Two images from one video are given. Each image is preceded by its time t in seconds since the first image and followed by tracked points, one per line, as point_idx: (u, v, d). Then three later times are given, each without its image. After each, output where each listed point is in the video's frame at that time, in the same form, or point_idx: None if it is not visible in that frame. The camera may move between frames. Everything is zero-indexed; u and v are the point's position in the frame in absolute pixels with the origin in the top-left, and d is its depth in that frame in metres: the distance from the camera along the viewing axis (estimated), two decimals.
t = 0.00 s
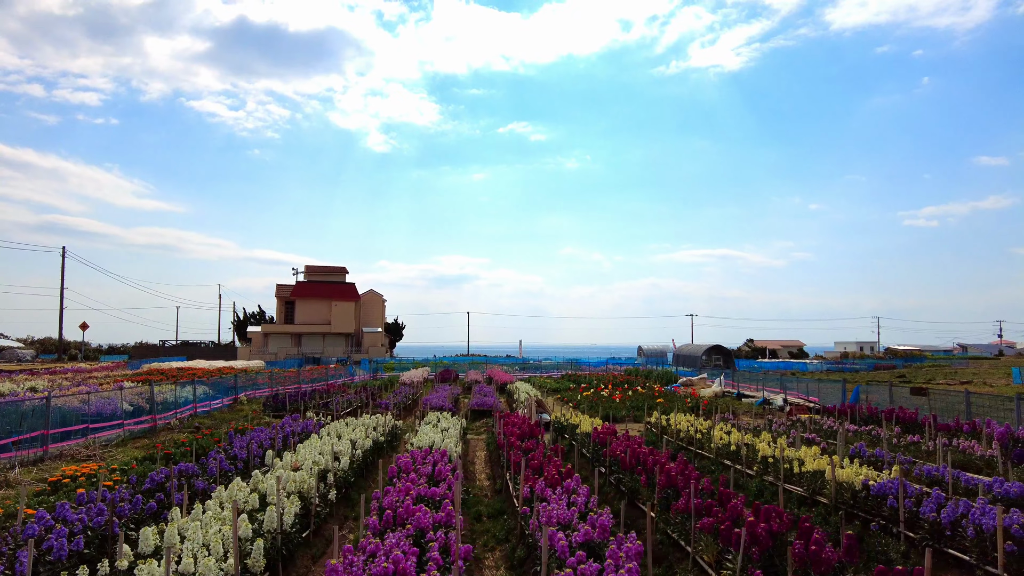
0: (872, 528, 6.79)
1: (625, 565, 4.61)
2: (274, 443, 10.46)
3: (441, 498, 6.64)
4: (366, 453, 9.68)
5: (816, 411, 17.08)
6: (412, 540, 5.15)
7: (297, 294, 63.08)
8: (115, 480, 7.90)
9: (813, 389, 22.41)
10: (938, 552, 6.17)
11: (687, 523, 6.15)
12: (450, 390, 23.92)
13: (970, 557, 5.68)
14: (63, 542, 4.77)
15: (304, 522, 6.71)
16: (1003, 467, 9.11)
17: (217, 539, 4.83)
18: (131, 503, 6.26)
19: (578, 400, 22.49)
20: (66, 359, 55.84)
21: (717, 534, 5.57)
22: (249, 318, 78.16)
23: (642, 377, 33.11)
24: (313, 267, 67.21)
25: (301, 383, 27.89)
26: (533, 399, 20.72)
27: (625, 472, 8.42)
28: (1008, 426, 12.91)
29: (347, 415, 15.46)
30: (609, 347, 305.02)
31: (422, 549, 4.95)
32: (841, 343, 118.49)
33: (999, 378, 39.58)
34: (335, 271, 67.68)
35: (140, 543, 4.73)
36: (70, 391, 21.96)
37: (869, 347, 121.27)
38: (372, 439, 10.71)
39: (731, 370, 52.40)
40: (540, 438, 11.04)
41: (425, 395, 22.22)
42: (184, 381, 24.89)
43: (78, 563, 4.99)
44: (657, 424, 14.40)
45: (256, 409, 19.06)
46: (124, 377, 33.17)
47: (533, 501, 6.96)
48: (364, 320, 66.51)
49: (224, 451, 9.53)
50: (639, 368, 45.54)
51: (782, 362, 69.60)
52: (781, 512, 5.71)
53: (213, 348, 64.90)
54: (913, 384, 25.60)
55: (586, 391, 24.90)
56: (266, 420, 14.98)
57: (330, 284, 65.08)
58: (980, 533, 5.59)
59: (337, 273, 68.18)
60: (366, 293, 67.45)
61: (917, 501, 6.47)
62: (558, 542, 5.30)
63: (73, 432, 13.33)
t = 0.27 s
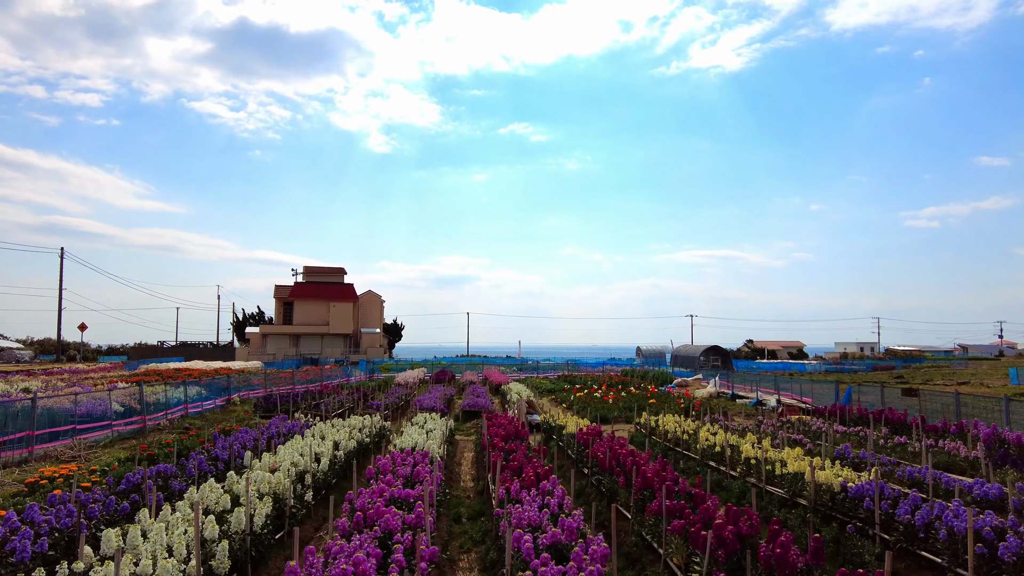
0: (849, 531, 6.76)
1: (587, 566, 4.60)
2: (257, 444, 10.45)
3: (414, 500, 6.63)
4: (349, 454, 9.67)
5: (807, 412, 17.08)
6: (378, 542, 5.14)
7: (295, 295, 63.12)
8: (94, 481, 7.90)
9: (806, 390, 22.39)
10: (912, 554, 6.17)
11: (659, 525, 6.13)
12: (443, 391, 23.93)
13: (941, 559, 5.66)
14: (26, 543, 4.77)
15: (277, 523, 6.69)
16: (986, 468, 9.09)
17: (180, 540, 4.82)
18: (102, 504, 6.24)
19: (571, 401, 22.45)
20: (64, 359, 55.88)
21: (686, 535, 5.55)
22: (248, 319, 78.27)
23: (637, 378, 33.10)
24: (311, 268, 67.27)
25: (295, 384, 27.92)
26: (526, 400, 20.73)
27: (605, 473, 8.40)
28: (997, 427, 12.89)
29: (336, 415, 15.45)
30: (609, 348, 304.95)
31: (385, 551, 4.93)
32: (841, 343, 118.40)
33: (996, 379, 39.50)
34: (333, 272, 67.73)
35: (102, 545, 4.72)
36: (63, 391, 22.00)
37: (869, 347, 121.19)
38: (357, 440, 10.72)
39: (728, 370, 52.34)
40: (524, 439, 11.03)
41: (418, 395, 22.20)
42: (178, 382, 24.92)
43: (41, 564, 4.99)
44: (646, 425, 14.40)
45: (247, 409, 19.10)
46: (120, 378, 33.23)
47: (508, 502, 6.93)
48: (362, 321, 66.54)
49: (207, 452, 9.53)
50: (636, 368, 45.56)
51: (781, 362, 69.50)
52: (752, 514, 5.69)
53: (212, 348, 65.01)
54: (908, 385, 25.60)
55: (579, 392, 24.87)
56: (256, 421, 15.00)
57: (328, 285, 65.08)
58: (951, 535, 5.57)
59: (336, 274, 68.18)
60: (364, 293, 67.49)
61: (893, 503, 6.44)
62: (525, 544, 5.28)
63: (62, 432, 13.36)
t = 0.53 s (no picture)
0: (825, 531, 6.71)
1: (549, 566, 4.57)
2: (239, 443, 10.41)
3: (386, 499, 6.60)
4: (331, 453, 9.64)
5: (798, 412, 17.02)
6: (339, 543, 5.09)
7: (292, 295, 63.10)
8: (70, 479, 7.86)
9: (799, 389, 22.36)
10: (885, 554, 6.13)
11: (631, 524, 6.09)
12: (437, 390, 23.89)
13: (913, 559, 5.61)
14: None
15: (249, 523, 6.66)
16: (969, 468, 9.04)
17: (141, 539, 4.79)
18: (71, 502, 6.21)
19: (564, 400, 22.39)
20: (62, 359, 55.89)
21: (655, 534, 5.50)
22: (247, 319, 78.29)
23: (633, 378, 33.02)
24: (309, 268, 67.30)
25: (289, 383, 27.87)
26: (518, 400, 20.70)
27: (584, 472, 8.36)
28: (985, 427, 12.83)
29: (325, 415, 15.41)
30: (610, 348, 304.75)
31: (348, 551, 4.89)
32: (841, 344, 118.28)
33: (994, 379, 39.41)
34: (331, 272, 67.75)
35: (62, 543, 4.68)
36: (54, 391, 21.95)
37: (869, 347, 121.09)
38: (340, 439, 10.69)
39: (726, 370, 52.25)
40: (509, 439, 10.97)
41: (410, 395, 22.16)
42: (171, 381, 24.88)
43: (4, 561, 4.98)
44: (635, 424, 14.34)
45: (238, 409, 19.05)
46: (115, 377, 33.21)
47: (482, 501, 6.91)
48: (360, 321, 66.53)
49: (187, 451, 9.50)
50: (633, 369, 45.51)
51: (779, 362, 69.39)
52: (722, 514, 5.65)
53: (209, 349, 64.98)
54: (902, 385, 25.56)
55: (573, 392, 24.82)
56: (243, 420, 14.95)
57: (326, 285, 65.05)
58: (922, 536, 5.52)
59: (334, 274, 68.16)
60: (362, 293, 67.46)
61: (867, 504, 6.39)
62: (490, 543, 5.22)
63: (47, 431, 13.31)
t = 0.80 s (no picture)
0: (800, 534, 6.65)
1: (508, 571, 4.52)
2: (220, 444, 10.37)
3: (356, 502, 6.55)
4: (311, 454, 9.58)
5: (788, 412, 16.97)
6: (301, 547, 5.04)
7: (290, 295, 63.07)
8: (44, 480, 7.82)
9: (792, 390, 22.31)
10: (857, 558, 6.07)
11: (601, 527, 6.03)
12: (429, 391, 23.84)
13: (883, 564, 5.56)
14: None
15: (219, 525, 6.61)
16: (951, 470, 8.99)
17: (98, 543, 4.74)
18: (39, 504, 6.16)
19: (556, 401, 22.34)
20: (59, 359, 55.87)
21: (621, 538, 5.44)
22: (244, 319, 78.25)
23: (628, 378, 32.97)
24: (306, 269, 67.28)
25: (282, 384, 27.82)
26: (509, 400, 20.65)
27: (562, 474, 8.31)
28: (973, 428, 12.78)
29: (312, 415, 15.36)
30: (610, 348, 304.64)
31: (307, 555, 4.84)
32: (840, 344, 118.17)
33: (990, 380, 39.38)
34: (328, 272, 67.73)
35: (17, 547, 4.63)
36: (45, 391, 21.92)
37: (868, 347, 121.02)
38: (322, 440, 10.63)
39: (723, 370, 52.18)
40: (492, 440, 10.91)
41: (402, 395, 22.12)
42: (163, 382, 24.84)
43: None
44: (622, 425, 14.29)
45: (227, 410, 19.00)
46: (109, 377, 33.17)
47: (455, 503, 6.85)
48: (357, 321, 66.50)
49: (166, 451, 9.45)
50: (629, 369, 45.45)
51: (777, 363, 69.33)
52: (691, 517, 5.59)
53: (207, 349, 64.97)
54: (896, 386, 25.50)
55: (566, 392, 24.78)
56: (230, 421, 14.89)
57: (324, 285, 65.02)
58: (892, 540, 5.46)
59: (332, 274, 68.14)
60: (360, 293, 67.42)
61: (841, 507, 6.33)
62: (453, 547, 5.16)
63: (31, 432, 13.26)
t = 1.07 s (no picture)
0: (774, 534, 6.61)
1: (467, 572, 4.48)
2: (201, 445, 10.35)
3: (326, 503, 6.53)
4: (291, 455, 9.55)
5: (778, 413, 16.94)
6: (262, 548, 5.00)
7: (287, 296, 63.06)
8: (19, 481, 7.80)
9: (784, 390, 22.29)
10: (827, 560, 6.02)
11: (570, 529, 6.01)
12: (421, 391, 23.81)
13: (850, 566, 5.52)
14: None
15: (190, 527, 6.59)
16: (931, 470, 8.97)
17: (56, 546, 4.71)
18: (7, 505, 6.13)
19: (547, 402, 22.33)
20: (55, 359, 55.84)
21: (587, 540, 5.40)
22: (242, 319, 78.25)
23: (622, 378, 32.95)
24: (303, 269, 67.28)
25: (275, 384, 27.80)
26: (500, 400, 20.63)
27: (540, 474, 8.28)
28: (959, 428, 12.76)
29: (300, 416, 15.33)
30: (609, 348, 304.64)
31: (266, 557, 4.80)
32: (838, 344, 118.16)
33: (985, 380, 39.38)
34: (325, 272, 67.73)
35: None
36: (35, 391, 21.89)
37: (867, 347, 121.06)
38: (304, 441, 10.60)
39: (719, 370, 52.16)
40: (475, 441, 10.87)
41: (394, 395, 22.09)
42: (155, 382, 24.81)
43: None
44: (609, 425, 14.27)
45: (216, 410, 18.98)
46: (103, 378, 33.15)
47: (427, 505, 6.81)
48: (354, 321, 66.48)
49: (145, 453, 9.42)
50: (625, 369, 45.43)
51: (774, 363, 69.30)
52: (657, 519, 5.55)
53: (203, 349, 64.96)
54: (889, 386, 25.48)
55: (558, 393, 24.76)
56: (217, 421, 14.87)
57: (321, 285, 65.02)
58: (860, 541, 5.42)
59: (329, 274, 68.10)
60: (357, 294, 67.42)
61: (814, 510, 6.28)
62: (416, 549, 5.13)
63: (16, 433, 13.24)
